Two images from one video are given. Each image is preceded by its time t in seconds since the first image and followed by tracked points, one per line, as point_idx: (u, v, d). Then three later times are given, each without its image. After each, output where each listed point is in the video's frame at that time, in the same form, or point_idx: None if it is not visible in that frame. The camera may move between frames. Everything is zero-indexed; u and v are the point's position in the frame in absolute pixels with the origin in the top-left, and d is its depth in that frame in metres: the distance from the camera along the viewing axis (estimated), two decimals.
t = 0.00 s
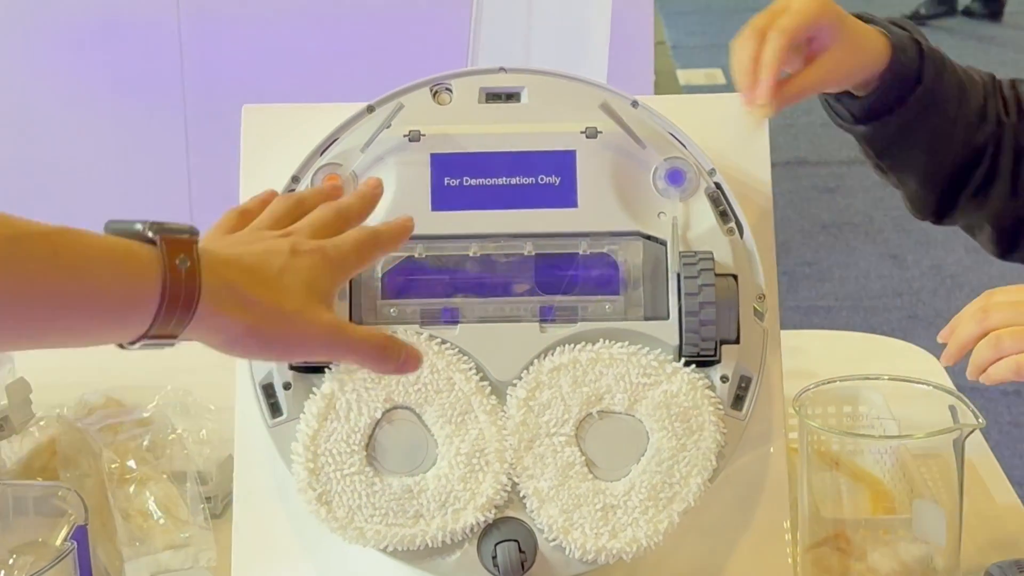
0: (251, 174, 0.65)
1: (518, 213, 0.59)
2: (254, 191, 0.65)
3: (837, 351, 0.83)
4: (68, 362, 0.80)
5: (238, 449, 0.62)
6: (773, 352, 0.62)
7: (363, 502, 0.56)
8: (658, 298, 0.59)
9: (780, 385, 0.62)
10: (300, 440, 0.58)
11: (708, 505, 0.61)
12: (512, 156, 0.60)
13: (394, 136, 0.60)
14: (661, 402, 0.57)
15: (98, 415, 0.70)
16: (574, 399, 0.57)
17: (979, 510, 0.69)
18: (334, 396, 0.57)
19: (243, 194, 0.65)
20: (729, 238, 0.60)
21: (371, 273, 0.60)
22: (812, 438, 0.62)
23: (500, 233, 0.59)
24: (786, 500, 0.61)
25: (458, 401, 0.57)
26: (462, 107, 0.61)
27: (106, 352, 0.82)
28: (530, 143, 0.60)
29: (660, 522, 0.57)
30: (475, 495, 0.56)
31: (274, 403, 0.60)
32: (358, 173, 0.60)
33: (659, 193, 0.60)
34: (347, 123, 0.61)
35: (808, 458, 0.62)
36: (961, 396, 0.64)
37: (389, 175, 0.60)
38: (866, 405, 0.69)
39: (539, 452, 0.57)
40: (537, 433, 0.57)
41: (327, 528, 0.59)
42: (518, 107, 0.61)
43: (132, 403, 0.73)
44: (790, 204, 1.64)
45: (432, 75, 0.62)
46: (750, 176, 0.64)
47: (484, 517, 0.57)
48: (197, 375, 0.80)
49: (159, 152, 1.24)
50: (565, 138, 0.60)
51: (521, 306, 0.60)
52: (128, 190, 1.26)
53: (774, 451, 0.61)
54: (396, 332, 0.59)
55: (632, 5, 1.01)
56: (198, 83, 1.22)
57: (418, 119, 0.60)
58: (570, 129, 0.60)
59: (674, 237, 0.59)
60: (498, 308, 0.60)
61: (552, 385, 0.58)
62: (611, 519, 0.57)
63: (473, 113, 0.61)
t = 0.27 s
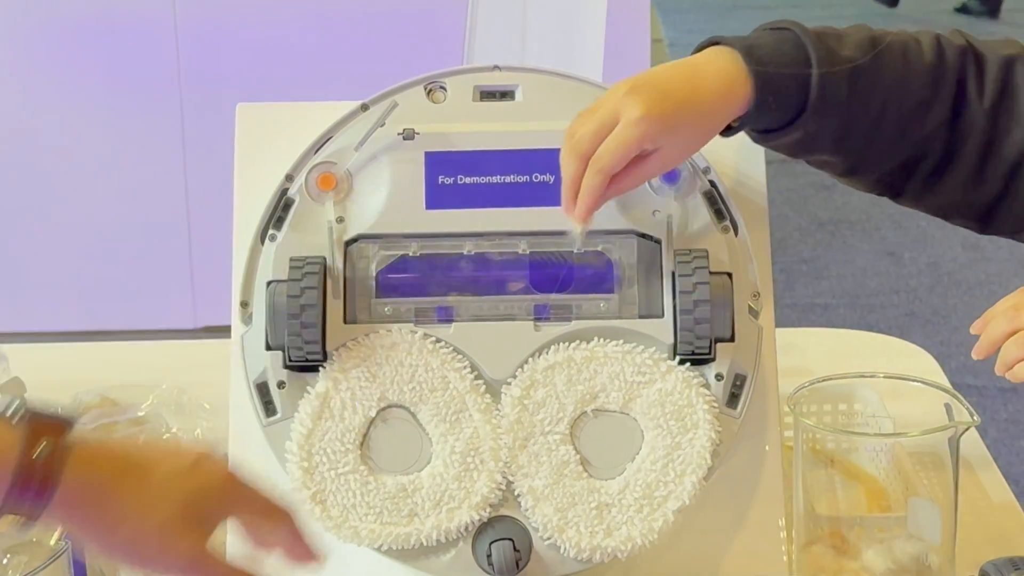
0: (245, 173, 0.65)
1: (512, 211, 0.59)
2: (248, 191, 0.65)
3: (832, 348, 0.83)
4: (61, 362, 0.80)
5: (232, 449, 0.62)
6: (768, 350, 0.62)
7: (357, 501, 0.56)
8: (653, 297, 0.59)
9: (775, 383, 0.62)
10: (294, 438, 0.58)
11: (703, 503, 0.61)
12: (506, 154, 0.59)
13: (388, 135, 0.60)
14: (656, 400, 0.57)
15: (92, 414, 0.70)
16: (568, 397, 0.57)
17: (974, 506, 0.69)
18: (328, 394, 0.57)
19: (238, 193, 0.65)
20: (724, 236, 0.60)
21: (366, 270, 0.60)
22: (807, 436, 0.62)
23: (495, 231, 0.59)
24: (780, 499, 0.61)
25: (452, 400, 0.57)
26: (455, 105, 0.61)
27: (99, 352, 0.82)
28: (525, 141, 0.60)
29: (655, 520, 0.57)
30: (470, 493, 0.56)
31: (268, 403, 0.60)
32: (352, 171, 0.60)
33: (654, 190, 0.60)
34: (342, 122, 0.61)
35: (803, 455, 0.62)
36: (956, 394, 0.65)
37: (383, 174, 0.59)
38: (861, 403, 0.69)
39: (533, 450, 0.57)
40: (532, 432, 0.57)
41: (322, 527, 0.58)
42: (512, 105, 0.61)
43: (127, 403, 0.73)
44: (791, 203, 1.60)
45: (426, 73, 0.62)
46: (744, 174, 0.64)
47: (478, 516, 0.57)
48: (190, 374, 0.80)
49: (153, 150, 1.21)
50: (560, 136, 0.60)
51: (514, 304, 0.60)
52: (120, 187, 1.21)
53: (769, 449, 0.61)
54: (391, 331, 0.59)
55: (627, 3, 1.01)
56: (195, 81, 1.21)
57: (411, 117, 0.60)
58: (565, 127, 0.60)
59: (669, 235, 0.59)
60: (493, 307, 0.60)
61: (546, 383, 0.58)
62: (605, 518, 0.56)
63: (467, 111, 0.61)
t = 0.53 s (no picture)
0: (240, 174, 0.65)
1: (507, 212, 0.59)
2: (242, 191, 0.65)
3: (828, 348, 0.83)
4: (56, 364, 0.80)
5: (227, 450, 0.62)
6: (763, 350, 0.62)
7: (352, 501, 0.56)
8: (648, 297, 0.59)
9: (770, 384, 0.62)
10: (290, 439, 0.57)
11: (698, 504, 0.61)
12: (502, 155, 0.60)
13: (383, 135, 0.60)
14: (651, 400, 0.57)
15: (87, 415, 0.70)
16: (563, 398, 0.57)
17: (969, 505, 0.70)
18: (323, 395, 0.57)
19: (233, 194, 0.65)
20: (719, 236, 0.60)
21: (361, 270, 0.60)
22: (802, 436, 0.62)
23: (490, 232, 0.59)
24: (776, 499, 0.61)
25: (448, 400, 0.57)
26: (450, 106, 0.61)
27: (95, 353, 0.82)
28: (520, 141, 0.60)
29: (650, 520, 0.57)
30: (465, 494, 0.56)
31: (263, 404, 0.60)
32: (347, 172, 0.60)
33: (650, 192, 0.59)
34: (337, 123, 0.61)
35: (798, 455, 0.62)
36: (951, 394, 0.65)
37: (378, 174, 0.59)
38: (857, 403, 0.69)
39: (528, 451, 0.57)
40: (527, 432, 0.57)
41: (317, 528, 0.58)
42: (507, 106, 0.61)
43: (122, 403, 0.73)
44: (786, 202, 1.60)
45: (421, 74, 0.62)
46: (739, 174, 0.64)
47: (473, 516, 0.57)
48: (186, 375, 0.80)
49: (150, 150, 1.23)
50: (556, 137, 0.60)
51: (509, 304, 0.60)
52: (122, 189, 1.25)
53: (764, 450, 0.61)
54: (386, 332, 0.59)
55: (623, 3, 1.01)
56: (193, 82, 1.26)
57: (407, 118, 0.60)
58: (560, 127, 0.60)
59: (664, 235, 0.59)
60: (488, 307, 0.60)
61: (541, 384, 0.58)
62: (601, 518, 0.57)
63: (462, 112, 0.61)
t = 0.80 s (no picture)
0: (238, 177, 0.65)
1: (503, 215, 0.59)
2: (240, 194, 0.65)
3: (824, 351, 0.84)
4: (53, 367, 0.80)
5: (225, 453, 0.62)
6: (759, 353, 0.62)
7: (350, 504, 0.57)
8: (644, 300, 0.59)
9: (766, 386, 0.62)
10: (287, 442, 0.58)
11: (694, 506, 0.61)
12: (498, 158, 0.60)
13: (380, 139, 0.60)
14: (648, 403, 0.57)
15: (85, 418, 0.70)
16: (560, 400, 0.58)
17: (964, 506, 0.70)
18: (321, 398, 0.57)
19: (230, 197, 0.65)
20: (715, 239, 0.60)
21: (358, 274, 0.60)
22: (799, 438, 0.62)
23: (486, 235, 0.59)
24: (772, 501, 0.62)
25: (445, 403, 0.57)
26: (447, 110, 0.61)
27: (92, 356, 0.81)
28: (516, 145, 0.60)
29: (647, 523, 0.57)
30: (462, 496, 0.57)
31: (260, 407, 0.60)
32: (345, 175, 0.60)
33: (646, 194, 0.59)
34: (335, 126, 0.61)
35: (795, 458, 0.63)
36: (947, 396, 0.65)
37: (375, 177, 0.60)
38: (853, 405, 0.69)
39: (525, 453, 0.57)
40: (524, 435, 0.57)
41: (314, 530, 0.59)
42: (503, 109, 0.61)
43: (120, 406, 0.73)
44: (785, 203, 1.62)
45: (417, 77, 0.62)
46: (735, 177, 0.64)
47: (470, 519, 0.57)
48: (184, 378, 0.80)
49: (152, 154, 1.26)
50: (552, 140, 0.60)
51: (507, 307, 0.60)
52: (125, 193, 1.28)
53: (760, 452, 0.62)
54: (383, 335, 0.59)
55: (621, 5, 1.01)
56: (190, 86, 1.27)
57: (404, 121, 0.60)
58: (556, 131, 0.60)
59: (661, 239, 0.59)
60: (485, 310, 0.60)
61: (538, 387, 0.58)
62: (597, 520, 0.57)
63: (459, 116, 0.61)
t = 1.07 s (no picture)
0: (237, 180, 0.65)
1: (501, 217, 0.60)
2: (239, 197, 0.65)
3: (822, 353, 0.84)
4: (53, 369, 0.80)
5: (224, 455, 0.62)
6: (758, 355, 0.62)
7: (349, 506, 0.57)
8: (643, 302, 0.60)
9: (765, 388, 0.62)
10: (286, 444, 0.58)
11: (693, 508, 0.61)
12: (497, 161, 0.60)
13: (380, 141, 0.60)
14: (647, 405, 0.58)
15: (85, 420, 0.70)
16: (559, 402, 0.58)
17: (962, 508, 0.70)
18: (320, 401, 0.58)
19: (230, 200, 0.65)
20: (713, 242, 0.60)
21: (357, 276, 0.60)
22: (797, 440, 0.62)
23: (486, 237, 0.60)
24: (770, 503, 0.62)
25: (444, 405, 0.58)
26: (445, 113, 0.61)
27: (92, 359, 0.82)
28: (515, 147, 0.60)
29: (645, 525, 0.57)
30: (461, 499, 0.57)
31: (259, 409, 0.60)
32: (344, 178, 0.60)
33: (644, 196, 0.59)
34: (334, 129, 0.61)
35: (793, 460, 0.63)
36: (945, 399, 0.65)
37: (374, 180, 0.60)
38: (852, 407, 0.69)
39: (524, 455, 0.57)
40: (523, 437, 0.58)
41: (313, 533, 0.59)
42: (502, 112, 0.61)
43: (119, 408, 0.73)
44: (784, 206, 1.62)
45: (416, 80, 0.62)
46: (734, 179, 0.64)
47: (469, 521, 0.57)
48: (184, 380, 0.80)
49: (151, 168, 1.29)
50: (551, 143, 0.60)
51: (506, 310, 0.60)
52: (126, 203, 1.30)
53: (759, 454, 0.62)
54: (382, 337, 0.59)
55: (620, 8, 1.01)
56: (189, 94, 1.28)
57: (403, 123, 0.61)
58: (555, 134, 0.60)
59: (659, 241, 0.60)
60: (484, 312, 0.60)
61: (537, 389, 0.58)
62: (596, 522, 0.57)
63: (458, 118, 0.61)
